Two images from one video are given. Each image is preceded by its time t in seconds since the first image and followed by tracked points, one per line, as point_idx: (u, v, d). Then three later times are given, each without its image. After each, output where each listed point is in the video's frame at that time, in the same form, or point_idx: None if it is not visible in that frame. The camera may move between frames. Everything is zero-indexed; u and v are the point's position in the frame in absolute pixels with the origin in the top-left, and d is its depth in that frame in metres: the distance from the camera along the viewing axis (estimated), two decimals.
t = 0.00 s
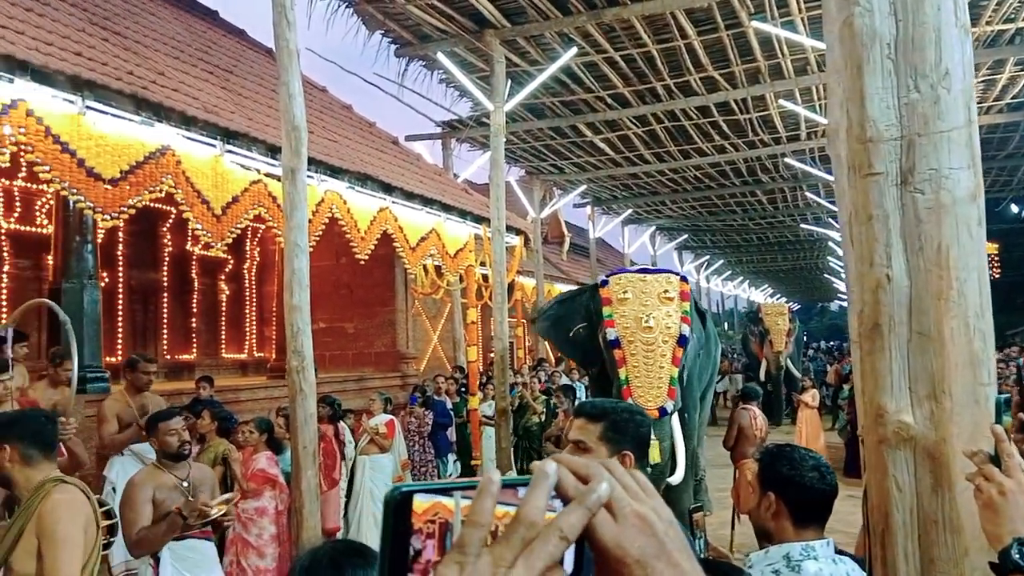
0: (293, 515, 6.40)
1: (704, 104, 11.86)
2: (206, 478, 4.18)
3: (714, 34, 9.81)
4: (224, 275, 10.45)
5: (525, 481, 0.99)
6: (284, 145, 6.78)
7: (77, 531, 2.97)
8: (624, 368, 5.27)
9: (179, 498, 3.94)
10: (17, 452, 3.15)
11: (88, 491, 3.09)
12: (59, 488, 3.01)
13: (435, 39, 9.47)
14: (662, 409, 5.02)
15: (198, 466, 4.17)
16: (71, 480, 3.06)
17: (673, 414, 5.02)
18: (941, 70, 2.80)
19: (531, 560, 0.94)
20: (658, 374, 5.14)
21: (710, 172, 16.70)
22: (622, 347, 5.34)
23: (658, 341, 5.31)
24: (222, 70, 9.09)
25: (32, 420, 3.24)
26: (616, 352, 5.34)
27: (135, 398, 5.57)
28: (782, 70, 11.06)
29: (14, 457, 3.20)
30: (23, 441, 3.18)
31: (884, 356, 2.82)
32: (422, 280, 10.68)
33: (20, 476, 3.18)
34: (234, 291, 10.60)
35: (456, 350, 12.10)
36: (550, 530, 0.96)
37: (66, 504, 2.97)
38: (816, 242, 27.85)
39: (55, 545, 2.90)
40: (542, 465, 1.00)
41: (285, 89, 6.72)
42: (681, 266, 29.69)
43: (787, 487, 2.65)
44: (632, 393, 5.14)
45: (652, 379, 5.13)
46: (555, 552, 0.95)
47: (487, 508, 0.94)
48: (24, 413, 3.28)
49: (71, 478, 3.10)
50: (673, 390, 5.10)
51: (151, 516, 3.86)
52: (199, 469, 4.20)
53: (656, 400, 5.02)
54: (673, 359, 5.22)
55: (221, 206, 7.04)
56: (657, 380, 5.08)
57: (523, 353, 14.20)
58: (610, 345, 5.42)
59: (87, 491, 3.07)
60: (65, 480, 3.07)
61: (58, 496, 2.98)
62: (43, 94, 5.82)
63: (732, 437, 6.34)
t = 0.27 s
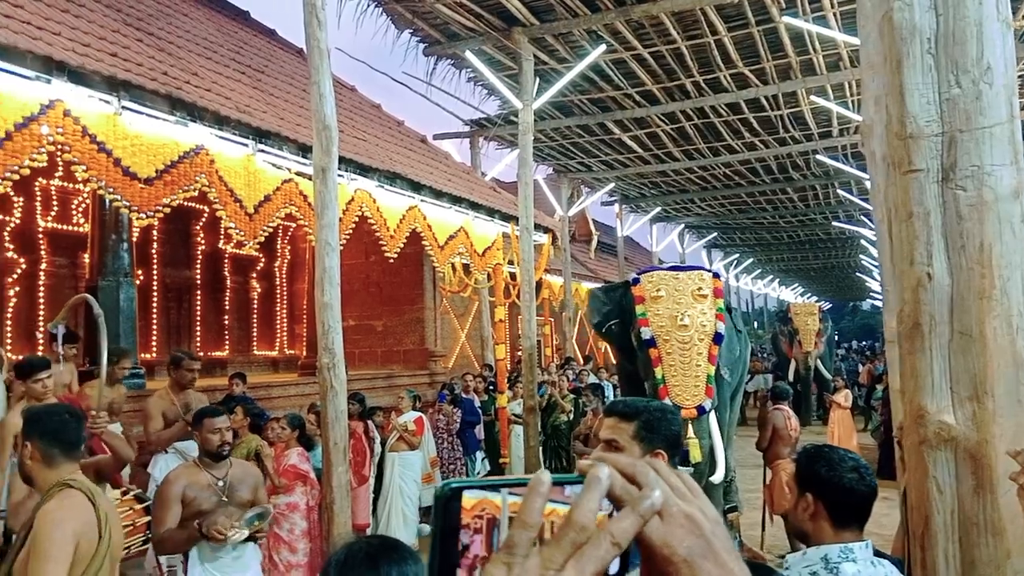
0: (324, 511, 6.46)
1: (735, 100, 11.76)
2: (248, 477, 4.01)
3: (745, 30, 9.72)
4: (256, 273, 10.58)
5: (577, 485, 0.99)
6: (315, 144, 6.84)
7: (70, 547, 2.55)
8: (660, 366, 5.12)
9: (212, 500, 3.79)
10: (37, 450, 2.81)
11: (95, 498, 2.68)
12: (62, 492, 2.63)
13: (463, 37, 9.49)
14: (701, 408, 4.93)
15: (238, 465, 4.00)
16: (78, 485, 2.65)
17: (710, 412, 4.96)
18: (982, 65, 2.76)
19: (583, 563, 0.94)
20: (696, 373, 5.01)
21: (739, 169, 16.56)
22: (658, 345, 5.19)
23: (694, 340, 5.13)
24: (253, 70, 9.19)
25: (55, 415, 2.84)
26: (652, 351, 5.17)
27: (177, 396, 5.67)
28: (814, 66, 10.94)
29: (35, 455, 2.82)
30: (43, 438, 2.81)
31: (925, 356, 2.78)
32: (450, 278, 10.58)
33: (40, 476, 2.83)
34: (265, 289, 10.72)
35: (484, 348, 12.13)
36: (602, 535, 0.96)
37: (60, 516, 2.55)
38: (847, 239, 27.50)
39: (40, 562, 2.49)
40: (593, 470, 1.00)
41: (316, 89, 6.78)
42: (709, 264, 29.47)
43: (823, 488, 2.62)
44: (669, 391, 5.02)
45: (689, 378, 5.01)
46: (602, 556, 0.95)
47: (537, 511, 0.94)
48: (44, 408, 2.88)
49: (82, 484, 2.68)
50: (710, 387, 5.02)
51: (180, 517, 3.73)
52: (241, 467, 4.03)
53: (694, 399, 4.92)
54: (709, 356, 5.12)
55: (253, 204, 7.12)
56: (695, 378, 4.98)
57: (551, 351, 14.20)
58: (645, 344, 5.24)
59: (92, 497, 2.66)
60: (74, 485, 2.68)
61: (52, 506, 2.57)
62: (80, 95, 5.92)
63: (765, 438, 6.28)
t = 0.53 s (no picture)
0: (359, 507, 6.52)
1: (770, 96, 11.64)
2: (301, 479, 3.96)
3: (781, 24, 9.61)
4: (292, 271, 10.70)
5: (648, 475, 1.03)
6: (350, 143, 6.90)
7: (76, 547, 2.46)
8: (701, 362, 5.07)
9: (257, 501, 3.78)
10: (68, 446, 2.82)
11: (108, 498, 2.59)
12: (77, 493, 2.58)
13: (496, 36, 9.52)
14: (742, 404, 4.85)
15: (292, 467, 3.95)
16: (91, 484, 2.59)
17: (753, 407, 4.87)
18: None
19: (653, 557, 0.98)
20: (737, 369, 4.95)
21: (774, 166, 16.38)
22: (697, 342, 5.14)
23: (735, 335, 5.06)
24: (289, 71, 9.30)
25: (89, 412, 2.86)
26: (693, 346, 5.11)
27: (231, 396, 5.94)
28: (851, 60, 10.79)
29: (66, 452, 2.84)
30: (76, 435, 2.81)
31: (975, 354, 2.73)
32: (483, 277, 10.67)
33: (73, 472, 2.83)
34: (301, 288, 10.84)
35: (516, 347, 12.15)
36: (676, 522, 1.01)
37: (65, 515, 2.47)
38: (885, 237, 27.04)
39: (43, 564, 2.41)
40: (666, 457, 1.06)
41: (350, 89, 6.84)
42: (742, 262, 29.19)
43: (871, 488, 2.59)
44: (710, 387, 4.95)
45: (731, 375, 4.94)
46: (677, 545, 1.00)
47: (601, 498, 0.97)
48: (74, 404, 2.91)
49: (94, 484, 2.60)
50: (751, 383, 4.94)
51: (224, 511, 3.76)
52: (296, 469, 3.97)
53: (736, 395, 4.85)
54: (750, 351, 5.06)
55: (290, 204, 7.22)
56: (737, 373, 4.92)
57: (584, 349, 14.15)
58: (685, 340, 5.19)
59: (106, 497, 2.58)
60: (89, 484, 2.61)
61: (58, 506, 2.50)
62: (121, 97, 6.04)
63: (804, 438, 6.20)
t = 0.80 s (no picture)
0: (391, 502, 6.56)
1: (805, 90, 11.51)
2: (355, 478, 4.01)
3: (816, 17, 9.50)
4: (324, 268, 10.80)
5: (690, 451, 0.92)
6: (382, 141, 6.94)
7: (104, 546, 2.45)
8: (735, 355, 4.92)
9: (308, 493, 3.83)
10: (108, 440, 2.87)
11: (140, 496, 2.58)
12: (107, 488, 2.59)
13: (527, 32, 9.52)
14: (781, 398, 4.68)
15: (346, 465, 4.01)
16: (122, 482, 2.59)
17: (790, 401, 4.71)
18: None
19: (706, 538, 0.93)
20: (773, 362, 4.78)
21: (808, 161, 16.18)
22: (733, 335, 4.99)
23: (773, 327, 4.92)
24: (321, 69, 9.38)
25: (130, 406, 2.90)
26: (728, 340, 4.97)
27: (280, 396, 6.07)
28: (888, 52, 10.63)
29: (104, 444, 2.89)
30: (114, 430, 2.86)
31: None
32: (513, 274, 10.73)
33: (111, 466, 2.88)
34: (333, 284, 10.94)
35: (547, 344, 12.14)
36: (727, 497, 0.93)
37: (94, 513, 2.46)
38: (921, 232, 26.60)
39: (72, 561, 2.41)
40: (707, 430, 0.95)
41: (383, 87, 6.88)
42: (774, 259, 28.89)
43: (915, 487, 2.54)
44: (746, 381, 4.79)
45: (767, 368, 4.77)
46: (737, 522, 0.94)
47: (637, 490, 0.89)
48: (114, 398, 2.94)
49: (129, 481, 2.61)
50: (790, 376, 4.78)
51: (277, 504, 3.83)
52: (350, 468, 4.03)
53: (773, 387, 4.68)
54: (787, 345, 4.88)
55: (323, 201, 7.28)
56: (774, 365, 4.75)
57: (614, 346, 14.11)
58: (719, 334, 5.05)
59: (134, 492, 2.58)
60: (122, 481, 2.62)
61: (87, 503, 2.49)
62: (158, 97, 6.13)
63: (841, 437, 6.11)
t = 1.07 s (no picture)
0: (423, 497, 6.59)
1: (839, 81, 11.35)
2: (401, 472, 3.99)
3: (850, 7, 9.36)
4: (354, 265, 10.88)
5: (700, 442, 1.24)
6: (413, 138, 6.96)
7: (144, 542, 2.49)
8: (770, 349, 4.83)
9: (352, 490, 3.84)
10: (147, 435, 2.90)
11: (178, 490, 2.62)
12: (148, 484, 2.63)
13: (556, 27, 9.51)
14: (815, 392, 4.62)
15: (392, 459, 4.01)
16: (159, 476, 2.64)
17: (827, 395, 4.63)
18: None
19: (724, 535, 1.23)
20: (808, 355, 4.69)
21: (841, 153, 15.95)
22: (767, 328, 4.86)
23: (807, 321, 4.77)
24: (351, 66, 9.42)
25: (170, 403, 2.94)
26: (762, 334, 4.86)
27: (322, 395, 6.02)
28: (924, 42, 10.45)
29: (144, 440, 2.91)
30: (154, 426, 2.89)
31: None
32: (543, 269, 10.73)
33: (148, 462, 2.91)
34: (364, 280, 11.01)
35: (576, 340, 12.11)
36: (744, 490, 1.23)
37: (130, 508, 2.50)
38: (957, 225, 26.11)
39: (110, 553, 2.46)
40: (719, 421, 1.25)
41: (412, 83, 6.89)
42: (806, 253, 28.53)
43: (958, 485, 2.49)
44: (780, 374, 4.74)
45: (801, 363, 4.68)
46: (757, 512, 1.23)
47: (649, 481, 1.19)
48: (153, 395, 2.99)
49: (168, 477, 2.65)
50: (826, 369, 4.67)
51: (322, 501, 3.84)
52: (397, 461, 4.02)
53: (809, 382, 4.62)
54: (822, 339, 4.74)
55: (354, 198, 7.33)
56: (809, 359, 4.67)
57: (644, 342, 14.06)
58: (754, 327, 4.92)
59: (175, 489, 2.62)
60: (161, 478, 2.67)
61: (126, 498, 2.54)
62: (191, 97, 6.21)
63: (876, 434, 6.00)
